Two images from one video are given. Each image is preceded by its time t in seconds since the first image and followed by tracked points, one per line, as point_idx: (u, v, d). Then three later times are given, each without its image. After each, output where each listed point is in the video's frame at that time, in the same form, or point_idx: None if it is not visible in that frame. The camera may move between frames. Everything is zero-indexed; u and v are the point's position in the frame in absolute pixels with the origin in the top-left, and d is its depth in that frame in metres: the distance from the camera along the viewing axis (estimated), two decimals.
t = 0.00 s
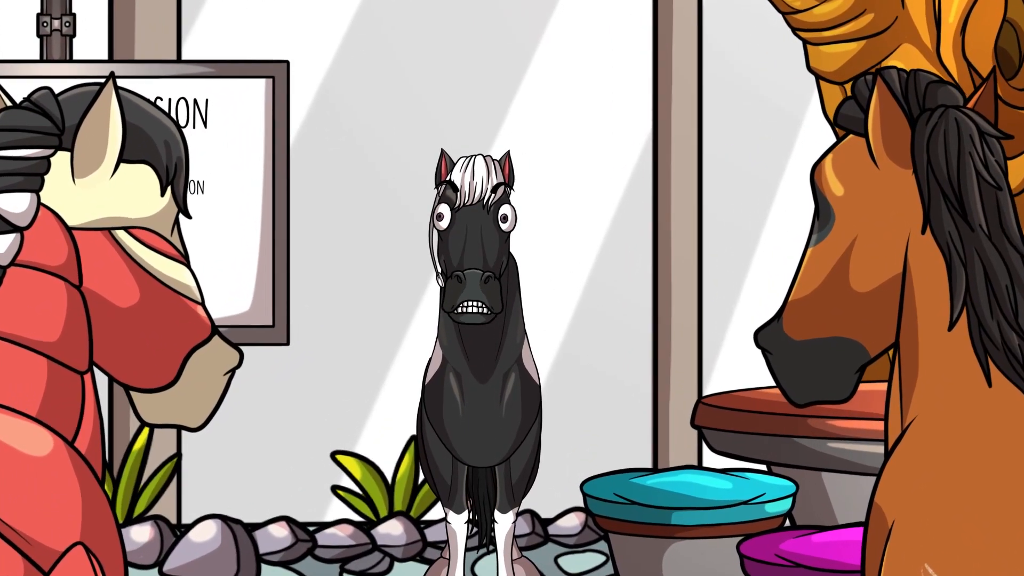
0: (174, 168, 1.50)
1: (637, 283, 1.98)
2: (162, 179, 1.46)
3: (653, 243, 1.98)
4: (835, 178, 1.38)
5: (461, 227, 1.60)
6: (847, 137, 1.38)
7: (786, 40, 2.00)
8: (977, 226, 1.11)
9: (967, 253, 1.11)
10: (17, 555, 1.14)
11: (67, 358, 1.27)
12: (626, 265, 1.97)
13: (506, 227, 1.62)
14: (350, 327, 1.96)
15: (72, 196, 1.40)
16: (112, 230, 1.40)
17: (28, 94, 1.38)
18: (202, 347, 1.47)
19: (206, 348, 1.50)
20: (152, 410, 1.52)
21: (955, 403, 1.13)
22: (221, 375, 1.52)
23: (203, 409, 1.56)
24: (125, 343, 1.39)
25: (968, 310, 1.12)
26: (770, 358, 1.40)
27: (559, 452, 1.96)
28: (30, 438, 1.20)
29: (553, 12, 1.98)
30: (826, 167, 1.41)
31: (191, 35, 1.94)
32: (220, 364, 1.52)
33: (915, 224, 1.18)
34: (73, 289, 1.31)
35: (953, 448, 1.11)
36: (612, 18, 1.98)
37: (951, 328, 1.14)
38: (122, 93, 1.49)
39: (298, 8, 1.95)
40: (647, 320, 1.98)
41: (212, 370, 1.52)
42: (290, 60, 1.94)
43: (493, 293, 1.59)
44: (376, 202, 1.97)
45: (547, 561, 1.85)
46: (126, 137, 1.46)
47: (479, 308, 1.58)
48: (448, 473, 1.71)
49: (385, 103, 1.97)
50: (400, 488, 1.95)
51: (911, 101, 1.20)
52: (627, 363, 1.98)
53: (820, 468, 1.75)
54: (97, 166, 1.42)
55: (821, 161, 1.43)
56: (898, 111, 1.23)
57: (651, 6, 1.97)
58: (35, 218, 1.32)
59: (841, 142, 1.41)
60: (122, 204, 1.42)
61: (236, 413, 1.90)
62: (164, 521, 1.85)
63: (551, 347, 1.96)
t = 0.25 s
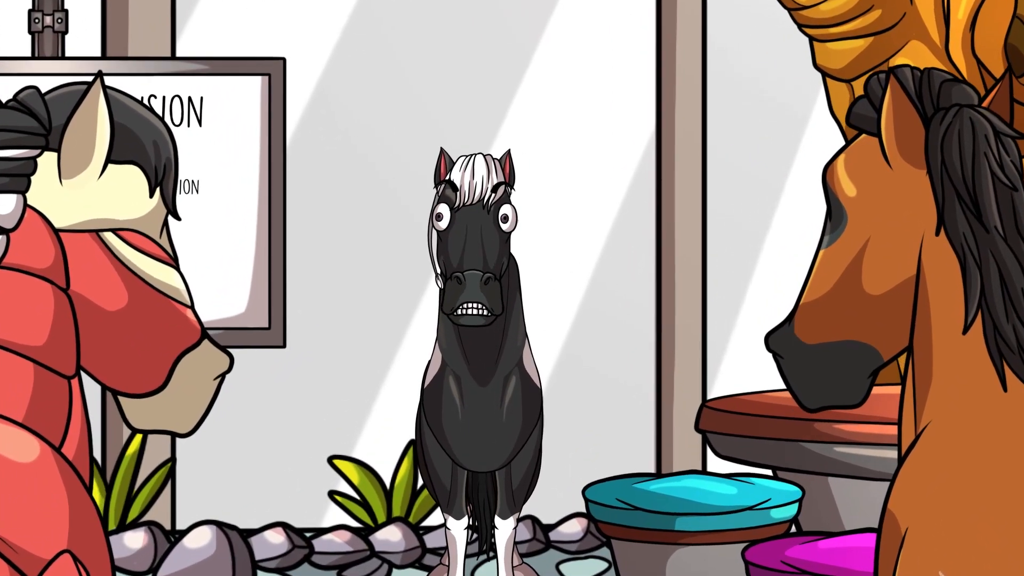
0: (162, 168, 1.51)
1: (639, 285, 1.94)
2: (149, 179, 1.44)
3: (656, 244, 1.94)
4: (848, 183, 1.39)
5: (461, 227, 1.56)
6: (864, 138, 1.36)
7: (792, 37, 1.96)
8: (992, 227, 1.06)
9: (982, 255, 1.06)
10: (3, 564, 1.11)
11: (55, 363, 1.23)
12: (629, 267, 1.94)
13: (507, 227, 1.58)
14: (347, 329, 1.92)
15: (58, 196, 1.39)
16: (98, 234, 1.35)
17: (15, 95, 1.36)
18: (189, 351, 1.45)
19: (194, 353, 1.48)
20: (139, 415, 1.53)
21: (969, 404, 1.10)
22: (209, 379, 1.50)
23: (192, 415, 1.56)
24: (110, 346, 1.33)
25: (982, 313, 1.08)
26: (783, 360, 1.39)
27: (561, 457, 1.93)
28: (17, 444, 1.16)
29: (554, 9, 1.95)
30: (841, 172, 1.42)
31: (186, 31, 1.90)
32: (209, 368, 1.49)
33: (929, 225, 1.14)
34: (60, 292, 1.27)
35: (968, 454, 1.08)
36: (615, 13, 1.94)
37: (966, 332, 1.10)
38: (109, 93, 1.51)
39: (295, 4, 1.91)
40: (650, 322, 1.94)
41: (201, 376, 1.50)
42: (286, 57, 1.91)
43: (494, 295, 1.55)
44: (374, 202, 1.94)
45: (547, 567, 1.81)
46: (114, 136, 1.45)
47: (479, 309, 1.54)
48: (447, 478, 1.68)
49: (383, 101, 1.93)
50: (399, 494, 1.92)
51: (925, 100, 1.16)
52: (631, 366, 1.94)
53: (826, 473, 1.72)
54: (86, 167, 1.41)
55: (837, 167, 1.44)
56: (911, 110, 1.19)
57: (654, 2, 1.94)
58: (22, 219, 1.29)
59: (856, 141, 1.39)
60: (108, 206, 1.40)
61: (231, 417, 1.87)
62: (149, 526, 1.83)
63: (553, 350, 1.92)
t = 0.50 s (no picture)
0: (152, 170, 1.38)
1: (641, 285, 1.91)
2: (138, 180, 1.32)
3: (660, 244, 1.91)
4: (861, 178, 1.24)
5: (460, 228, 1.52)
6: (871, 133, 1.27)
7: (797, 34, 1.93)
8: (1008, 229, 1.02)
9: (998, 257, 1.03)
10: None
11: (42, 368, 1.19)
12: (632, 267, 1.90)
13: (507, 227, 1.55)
14: (345, 331, 1.89)
15: (44, 200, 1.29)
16: (87, 234, 1.28)
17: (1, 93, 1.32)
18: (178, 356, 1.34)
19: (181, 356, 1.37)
20: (124, 418, 1.41)
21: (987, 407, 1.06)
22: (198, 386, 1.38)
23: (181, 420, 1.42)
24: (93, 351, 1.25)
25: (998, 316, 1.05)
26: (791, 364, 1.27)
27: (563, 462, 1.90)
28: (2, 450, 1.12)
29: (555, 5, 1.91)
30: (850, 165, 1.29)
31: (179, 30, 1.88)
32: (196, 374, 1.37)
33: (944, 226, 1.11)
34: (46, 296, 1.22)
35: (984, 459, 1.05)
36: (618, 10, 1.90)
37: (982, 335, 1.07)
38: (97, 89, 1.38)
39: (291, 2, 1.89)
40: (653, 324, 1.90)
41: (187, 382, 1.38)
42: (282, 55, 1.88)
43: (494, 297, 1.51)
44: (372, 201, 1.90)
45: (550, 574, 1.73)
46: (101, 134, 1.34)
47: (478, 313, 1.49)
48: (447, 483, 1.64)
49: (381, 99, 1.90)
50: (396, 501, 1.85)
51: (939, 99, 1.14)
52: (634, 369, 1.91)
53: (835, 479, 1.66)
54: (71, 167, 1.31)
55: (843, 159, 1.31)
56: (926, 109, 1.16)
57: None
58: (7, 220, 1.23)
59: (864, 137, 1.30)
60: (94, 207, 1.30)
61: (227, 419, 1.84)
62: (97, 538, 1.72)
63: (555, 353, 1.89)
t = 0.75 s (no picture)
0: (140, 171, 1.38)
1: (644, 286, 1.87)
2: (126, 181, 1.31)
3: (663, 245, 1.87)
4: (876, 180, 1.23)
5: (460, 228, 1.49)
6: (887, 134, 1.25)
7: (803, 30, 1.89)
8: None
9: (1015, 259, 0.99)
10: None
11: (28, 372, 1.15)
12: (633, 269, 1.86)
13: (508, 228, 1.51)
14: (342, 335, 1.85)
15: (31, 201, 1.25)
16: (71, 238, 1.25)
17: None
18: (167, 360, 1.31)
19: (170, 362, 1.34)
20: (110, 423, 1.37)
21: (1005, 409, 1.02)
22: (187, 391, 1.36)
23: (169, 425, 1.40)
24: (81, 357, 1.22)
25: (1014, 320, 1.01)
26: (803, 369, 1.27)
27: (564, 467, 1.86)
28: None
29: None
30: (863, 165, 1.26)
31: (173, 25, 1.85)
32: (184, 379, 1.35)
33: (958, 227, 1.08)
34: (32, 299, 1.17)
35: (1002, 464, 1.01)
36: (621, 5, 1.87)
37: (997, 339, 1.03)
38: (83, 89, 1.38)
39: None
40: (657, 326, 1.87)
41: (174, 389, 1.35)
42: (279, 52, 1.85)
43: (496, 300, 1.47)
44: (370, 200, 1.87)
45: None
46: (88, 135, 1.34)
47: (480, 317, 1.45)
48: (446, 489, 1.61)
49: (379, 96, 1.87)
50: (394, 507, 1.79)
51: (954, 98, 1.09)
52: (637, 372, 1.87)
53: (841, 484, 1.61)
54: (58, 167, 1.28)
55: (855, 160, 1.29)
56: (942, 110, 1.12)
57: None
58: None
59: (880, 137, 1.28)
60: (83, 209, 1.27)
61: (223, 421, 1.82)
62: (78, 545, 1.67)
63: (556, 355, 1.85)
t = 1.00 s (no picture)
0: (127, 172, 1.33)
1: (647, 287, 1.84)
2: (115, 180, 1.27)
3: (667, 247, 1.84)
4: (888, 180, 1.20)
5: (465, 249, 1.46)
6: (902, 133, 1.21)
7: (808, 27, 1.86)
8: None
9: None
10: None
11: (12, 379, 1.10)
12: (637, 270, 1.83)
13: (515, 249, 1.48)
14: (339, 338, 1.82)
15: (14, 201, 1.20)
16: (59, 238, 1.21)
17: None
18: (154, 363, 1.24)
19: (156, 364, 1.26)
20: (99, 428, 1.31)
21: (1022, 410, 0.95)
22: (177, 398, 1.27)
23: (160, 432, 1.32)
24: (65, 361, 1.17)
25: None
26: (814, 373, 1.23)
27: (566, 472, 1.83)
28: None
29: None
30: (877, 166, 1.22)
31: (167, 21, 1.83)
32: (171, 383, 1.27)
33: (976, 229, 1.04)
34: (17, 303, 1.12)
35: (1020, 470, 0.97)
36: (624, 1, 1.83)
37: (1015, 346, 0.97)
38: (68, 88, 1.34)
39: None
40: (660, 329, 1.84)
41: (162, 393, 1.28)
42: (275, 49, 1.81)
43: (502, 321, 1.45)
44: (368, 200, 1.84)
45: None
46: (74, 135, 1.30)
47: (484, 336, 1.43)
48: (445, 495, 1.57)
49: (377, 94, 1.83)
50: (393, 514, 1.75)
51: (970, 97, 1.03)
52: (640, 376, 1.84)
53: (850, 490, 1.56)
54: (44, 168, 1.23)
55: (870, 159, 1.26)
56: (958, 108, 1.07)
57: None
58: None
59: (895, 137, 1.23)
60: (71, 212, 1.23)
61: (219, 426, 1.78)
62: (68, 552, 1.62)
63: (557, 358, 1.82)
